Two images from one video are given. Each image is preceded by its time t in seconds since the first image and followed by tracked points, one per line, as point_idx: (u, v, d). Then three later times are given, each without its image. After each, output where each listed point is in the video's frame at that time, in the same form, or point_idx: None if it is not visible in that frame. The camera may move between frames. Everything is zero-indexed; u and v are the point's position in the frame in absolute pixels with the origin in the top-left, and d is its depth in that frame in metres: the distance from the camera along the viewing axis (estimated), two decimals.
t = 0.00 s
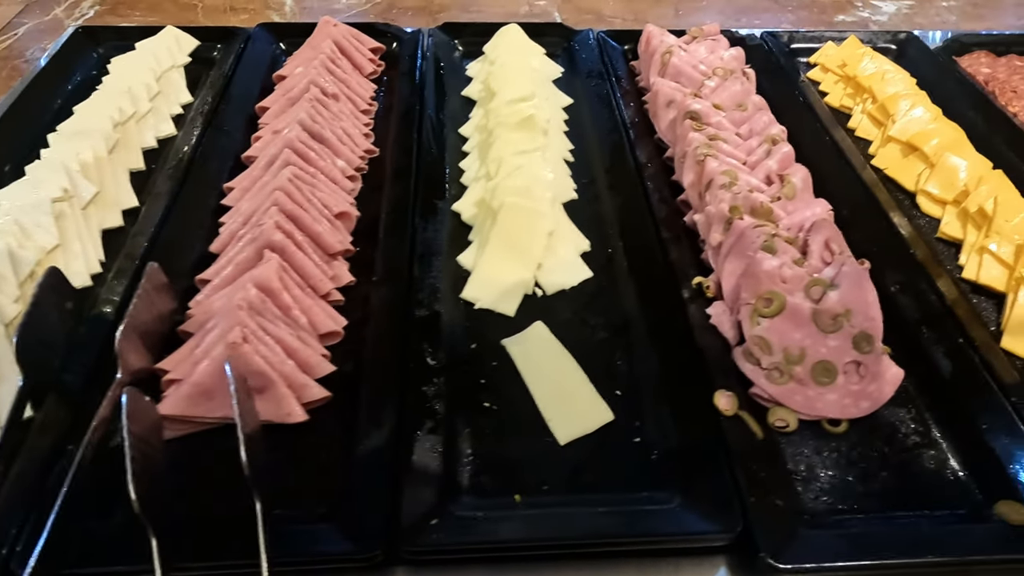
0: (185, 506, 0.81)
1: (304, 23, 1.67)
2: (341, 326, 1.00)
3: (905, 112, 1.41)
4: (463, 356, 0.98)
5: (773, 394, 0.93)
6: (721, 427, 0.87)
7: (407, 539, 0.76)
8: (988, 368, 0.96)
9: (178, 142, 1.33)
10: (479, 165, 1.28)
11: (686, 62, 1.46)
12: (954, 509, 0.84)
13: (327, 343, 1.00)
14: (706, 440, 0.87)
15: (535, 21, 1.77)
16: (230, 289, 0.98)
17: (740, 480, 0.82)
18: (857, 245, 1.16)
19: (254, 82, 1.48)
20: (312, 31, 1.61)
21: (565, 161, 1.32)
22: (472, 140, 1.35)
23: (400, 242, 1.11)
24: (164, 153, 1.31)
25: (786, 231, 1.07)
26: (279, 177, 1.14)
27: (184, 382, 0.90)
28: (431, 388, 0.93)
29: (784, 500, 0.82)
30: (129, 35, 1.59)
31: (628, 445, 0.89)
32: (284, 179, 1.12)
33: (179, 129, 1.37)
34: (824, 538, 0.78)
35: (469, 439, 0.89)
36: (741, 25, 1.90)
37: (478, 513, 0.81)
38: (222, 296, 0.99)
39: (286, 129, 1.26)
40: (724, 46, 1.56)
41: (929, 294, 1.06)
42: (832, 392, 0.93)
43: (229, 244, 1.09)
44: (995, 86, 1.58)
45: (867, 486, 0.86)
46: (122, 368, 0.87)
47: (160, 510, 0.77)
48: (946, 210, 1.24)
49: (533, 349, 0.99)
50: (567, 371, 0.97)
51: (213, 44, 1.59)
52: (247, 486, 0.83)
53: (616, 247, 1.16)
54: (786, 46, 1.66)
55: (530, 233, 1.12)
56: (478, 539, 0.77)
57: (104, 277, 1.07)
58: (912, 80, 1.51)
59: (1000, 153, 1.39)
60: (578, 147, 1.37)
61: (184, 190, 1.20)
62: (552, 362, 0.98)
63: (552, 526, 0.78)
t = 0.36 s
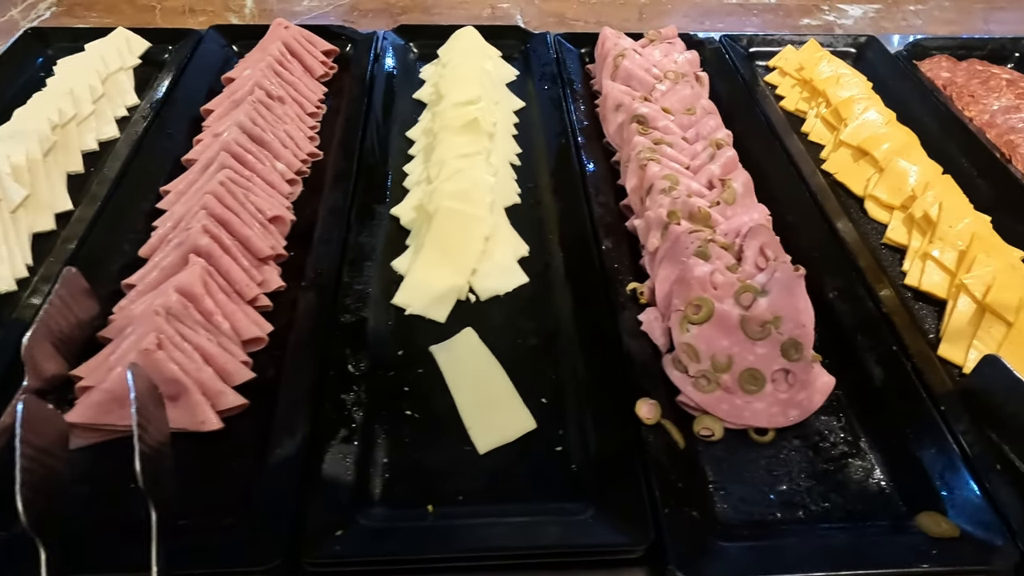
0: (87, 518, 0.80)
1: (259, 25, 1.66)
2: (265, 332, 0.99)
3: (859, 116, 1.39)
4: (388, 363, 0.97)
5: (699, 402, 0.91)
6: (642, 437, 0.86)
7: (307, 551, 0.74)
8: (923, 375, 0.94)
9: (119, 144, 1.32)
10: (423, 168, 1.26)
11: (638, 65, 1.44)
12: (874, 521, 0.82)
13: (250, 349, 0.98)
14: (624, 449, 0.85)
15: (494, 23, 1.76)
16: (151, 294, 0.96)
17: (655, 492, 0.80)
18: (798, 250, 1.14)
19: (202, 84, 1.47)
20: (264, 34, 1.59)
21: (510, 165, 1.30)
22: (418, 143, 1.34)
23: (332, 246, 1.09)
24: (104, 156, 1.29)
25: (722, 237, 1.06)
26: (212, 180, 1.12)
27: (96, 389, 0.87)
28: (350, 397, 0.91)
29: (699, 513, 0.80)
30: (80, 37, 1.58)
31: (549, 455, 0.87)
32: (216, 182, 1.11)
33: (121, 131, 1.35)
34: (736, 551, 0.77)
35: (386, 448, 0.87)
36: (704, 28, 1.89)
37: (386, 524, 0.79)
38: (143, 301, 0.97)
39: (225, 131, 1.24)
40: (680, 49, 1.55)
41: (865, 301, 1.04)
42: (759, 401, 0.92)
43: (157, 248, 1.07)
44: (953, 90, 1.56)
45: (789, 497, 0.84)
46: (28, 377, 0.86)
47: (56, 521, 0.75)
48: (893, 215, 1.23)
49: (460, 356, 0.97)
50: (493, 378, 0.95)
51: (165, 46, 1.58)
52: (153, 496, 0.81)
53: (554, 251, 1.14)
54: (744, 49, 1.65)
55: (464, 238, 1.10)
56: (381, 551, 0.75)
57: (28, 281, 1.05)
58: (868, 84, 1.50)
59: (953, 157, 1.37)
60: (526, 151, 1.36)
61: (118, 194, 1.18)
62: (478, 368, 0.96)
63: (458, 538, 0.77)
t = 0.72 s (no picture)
0: None
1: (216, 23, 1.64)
2: (192, 337, 0.96)
3: (818, 117, 1.37)
4: (317, 368, 0.94)
5: (633, 409, 0.89)
6: (568, 446, 0.84)
7: (212, 565, 0.72)
8: (864, 382, 0.93)
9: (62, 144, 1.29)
10: (370, 169, 1.24)
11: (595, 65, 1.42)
12: (805, 533, 0.80)
13: (177, 354, 0.95)
14: (549, 459, 0.83)
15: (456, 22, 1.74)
16: (75, 298, 0.94)
17: (577, 503, 0.78)
18: (746, 253, 1.12)
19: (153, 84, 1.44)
20: (219, 32, 1.57)
21: (460, 165, 1.28)
22: (367, 144, 1.32)
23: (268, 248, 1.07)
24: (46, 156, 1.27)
25: (665, 240, 1.04)
26: (147, 180, 1.10)
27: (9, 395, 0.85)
28: (273, 403, 0.89)
29: (623, 524, 0.78)
30: (32, 34, 1.55)
31: (475, 463, 0.85)
32: (151, 183, 1.08)
33: (66, 130, 1.32)
34: (657, 564, 0.75)
35: (307, 457, 0.85)
36: (672, 28, 1.87)
37: (299, 536, 0.77)
38: (67, 304, 0.94)
39: (167, 131, 1.22)
40: (641, 49, 1.53)
41: (811, 307, 1.02)
42: (694, 409, 0.89)
43: (89, 250, 1.05)
44: (917, 91, 1.53)
45: (719, 509, 0.82)
46: None
47: None
48: (847, 218, 1.20)
49: (391, 363, 0.95)
50: (423, 385, 0.92)
51: (118, 44, 1.55)
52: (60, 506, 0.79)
53: (498, 254, 1.12)
54: (708, 50, 1.63)
55: (404, 240, 1.08)
56: (289, 565, 0.73)
57: None
58: (830, 85, 1.48)
59: (912, 159, 1.35)
60: (478, 152, 1.33)
61: (55, 194, 1.16)
62: (409, 374, 0.94)
63: (371, 551, 0.74)
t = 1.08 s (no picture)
0: None
1: (173, 20, 1.62)
2: (118, 340, 0.93)
3: (774, 116, 1.35)
4: (243, 372, 0.92)
5: (561, 415, 0.87)
6: (491, 453, 0.82)
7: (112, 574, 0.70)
8: (799, 386, 0.90)
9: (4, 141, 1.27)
10: (315, 168, 1.22)
11: (551, 64, 1.40)
12: (730, 543, 0.78)
13: (103, 357, 0.93)
14: (470, 467, 0.81)
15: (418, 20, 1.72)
16: None
17: (494, 512, 0.76)
18: (691, 255, 1.10)
19: (103, 81, 1.42)
20: (174, 30, 1.55)
21: (409, 165, 1.26)
22: (316, 142, 1.30)
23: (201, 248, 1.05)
24: None
25: (604, 242, 1.02)
26: (81, 178, 1.07)
27: None
28: (194, 408, 0.87)
29: (541, 534, 0.76)
30: None
31: (396, 470, 0.83)
32: (84, 181, 1.06)
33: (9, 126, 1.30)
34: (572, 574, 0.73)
35: (225, 463, 0.83)
36: (638, 28, 1.85)
37: (209, 544, 0.75)
38: None
39: (108, 129, 1.19)
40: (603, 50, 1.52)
41: (751, 310, 1.00)
42: (623, 415, 0.88)
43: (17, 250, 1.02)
44: (879, 91, 1.51)
45: (643, 517, 0.81)
46: None
47: None
48: (797, 220, 1.19)
49: (319, 367, 0.93)
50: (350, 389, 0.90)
51: (72, 41, 1.53)
52: None
53: (439, 254, 1.10)
54: (670, 49, 1.61)
55: (341, 241, 1.06)
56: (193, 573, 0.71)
57: None
58: (790, 85, 1.47)
59: (868, 160, 1.34)
60: (429, 151, 1.32)
61: None
62: (337, 378, 0.92)
63: (278, 561, 0.73)
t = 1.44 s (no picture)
0: None
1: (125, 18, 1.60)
2: (32, 341, 0.91)
3: (723, 116, 1.34)
4: (155, 373, 0.91)
5: (476, 418, 0.86)
6: (397, 457, 0.80)
7: None
8: (719, 390, 0.88)
9: None
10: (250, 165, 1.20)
11: (500, 62, 1.39)
12: (636, 549, 0.76)
13: (14, 359, 0.90)
14: (374, 468, 0.79)
15: (375, 19, 1.70)
16: None
17: (394, 517, 0.75)
18: (626, 256, 1.09)
19: (47, 79, 1.41)
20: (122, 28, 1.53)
21: (349, 164, 1.25)
22: (255, 141, 1.28)
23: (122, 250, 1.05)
24: None
25: (533, 242, 1.00)
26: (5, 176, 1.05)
27: None
28: (99, 409, 0.86)
29: (440, 539, 0.74)
30: None
31: (301, 473, 0.82)
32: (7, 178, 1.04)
33: None
34: None
35: (125, 467, 0.82)
36: (600, 27, 1.83)
37: (99, 549, 0.74)
38: None
39: (39, 126, 1.17)
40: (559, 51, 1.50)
41: (679, 312, 0.99)
42: (539, 417, 0.86)
43: None
44: (834, 90, 1.49)
45: (551, 521, 0.79)
46: None
47: None
48: (738, 221, 1.17)
49: (234, 368, 0.91)
50: (262, 390, 0.89)
51: (20, 39, 1.52)
52: None
53: (369, 253, 1.08)
54: (626, 48, 1.59)
55: (267, 241, 1.04)
56: None
57: None
58: (743, 86, 1.45)
59: (818, 159, 1.31)
60: (371, 150, 1.30)
61: None
62: (252, 379, 0.90)
63: (168, 567, 0.71)
